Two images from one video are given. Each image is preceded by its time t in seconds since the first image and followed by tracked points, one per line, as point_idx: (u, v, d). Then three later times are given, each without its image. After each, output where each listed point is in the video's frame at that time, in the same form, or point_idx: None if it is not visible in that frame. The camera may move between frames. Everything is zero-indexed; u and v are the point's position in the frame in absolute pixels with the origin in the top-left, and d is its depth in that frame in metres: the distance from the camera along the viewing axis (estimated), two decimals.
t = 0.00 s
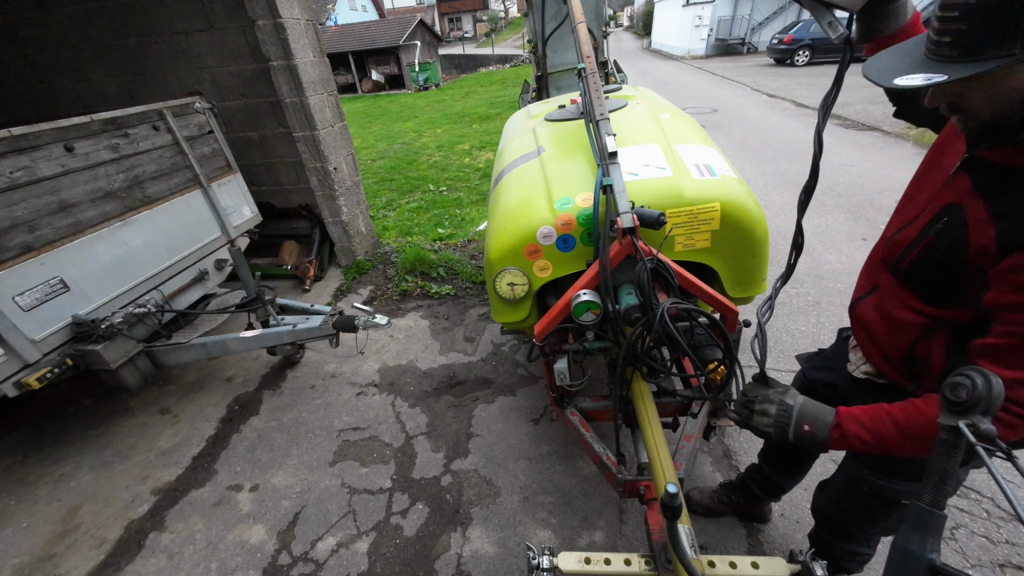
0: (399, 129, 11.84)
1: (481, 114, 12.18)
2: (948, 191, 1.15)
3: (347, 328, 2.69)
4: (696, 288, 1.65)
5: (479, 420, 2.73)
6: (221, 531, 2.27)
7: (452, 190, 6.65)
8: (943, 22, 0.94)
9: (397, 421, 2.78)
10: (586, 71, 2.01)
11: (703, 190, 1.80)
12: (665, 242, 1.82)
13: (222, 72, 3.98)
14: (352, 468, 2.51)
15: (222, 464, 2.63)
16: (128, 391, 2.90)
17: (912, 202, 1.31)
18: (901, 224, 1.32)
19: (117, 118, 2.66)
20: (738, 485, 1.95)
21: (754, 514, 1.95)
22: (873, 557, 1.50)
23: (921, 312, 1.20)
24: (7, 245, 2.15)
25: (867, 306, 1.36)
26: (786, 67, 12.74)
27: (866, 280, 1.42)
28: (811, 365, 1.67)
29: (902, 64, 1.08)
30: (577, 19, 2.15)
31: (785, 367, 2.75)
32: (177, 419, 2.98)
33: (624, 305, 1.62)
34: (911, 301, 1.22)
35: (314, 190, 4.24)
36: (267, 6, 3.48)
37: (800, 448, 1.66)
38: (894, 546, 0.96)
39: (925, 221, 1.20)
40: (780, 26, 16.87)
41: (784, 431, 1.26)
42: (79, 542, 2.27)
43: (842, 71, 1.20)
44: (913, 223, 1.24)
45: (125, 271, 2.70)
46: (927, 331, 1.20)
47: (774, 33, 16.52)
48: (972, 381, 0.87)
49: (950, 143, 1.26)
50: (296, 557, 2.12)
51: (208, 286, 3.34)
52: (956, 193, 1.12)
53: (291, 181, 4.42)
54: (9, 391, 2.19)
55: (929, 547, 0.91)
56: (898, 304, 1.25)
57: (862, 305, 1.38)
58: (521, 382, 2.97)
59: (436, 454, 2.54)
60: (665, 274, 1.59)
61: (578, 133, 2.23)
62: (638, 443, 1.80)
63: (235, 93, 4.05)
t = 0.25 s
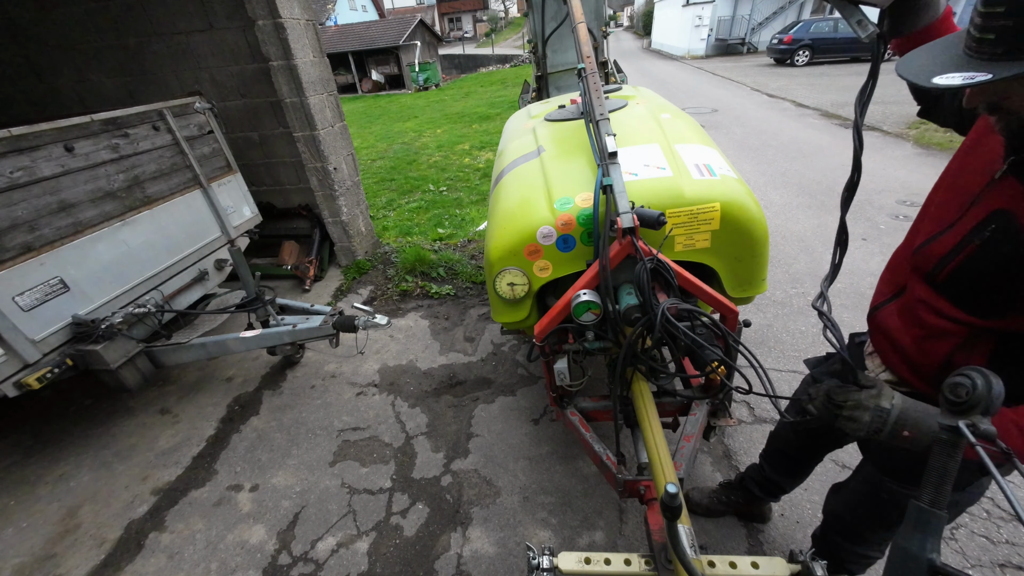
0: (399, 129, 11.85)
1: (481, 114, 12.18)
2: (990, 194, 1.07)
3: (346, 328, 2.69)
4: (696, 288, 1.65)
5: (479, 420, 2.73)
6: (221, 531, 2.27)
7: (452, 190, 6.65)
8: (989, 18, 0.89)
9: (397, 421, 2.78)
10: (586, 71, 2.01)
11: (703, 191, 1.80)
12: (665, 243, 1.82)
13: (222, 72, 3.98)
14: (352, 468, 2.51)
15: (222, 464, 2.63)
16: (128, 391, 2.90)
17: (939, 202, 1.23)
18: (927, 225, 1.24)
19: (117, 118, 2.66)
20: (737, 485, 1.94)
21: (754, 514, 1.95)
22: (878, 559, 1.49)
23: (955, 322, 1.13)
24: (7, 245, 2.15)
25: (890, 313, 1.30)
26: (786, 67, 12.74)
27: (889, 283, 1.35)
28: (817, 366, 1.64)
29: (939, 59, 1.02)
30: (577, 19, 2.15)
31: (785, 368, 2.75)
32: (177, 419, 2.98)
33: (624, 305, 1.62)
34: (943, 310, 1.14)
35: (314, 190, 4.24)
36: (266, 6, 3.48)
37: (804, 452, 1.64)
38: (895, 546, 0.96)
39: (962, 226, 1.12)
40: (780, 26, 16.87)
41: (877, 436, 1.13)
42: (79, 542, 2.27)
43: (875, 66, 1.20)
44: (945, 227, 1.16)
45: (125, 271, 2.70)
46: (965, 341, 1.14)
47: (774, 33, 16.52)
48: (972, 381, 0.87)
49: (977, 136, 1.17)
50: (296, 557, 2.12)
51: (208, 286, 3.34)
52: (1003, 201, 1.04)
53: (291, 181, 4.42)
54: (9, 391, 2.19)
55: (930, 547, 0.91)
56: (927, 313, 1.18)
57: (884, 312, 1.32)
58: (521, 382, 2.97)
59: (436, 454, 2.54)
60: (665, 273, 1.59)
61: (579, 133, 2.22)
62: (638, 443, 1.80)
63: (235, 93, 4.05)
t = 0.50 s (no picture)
0: (399, 129, 11.85)
1: (481, 115, 12.18)
2: None
3: (347, 328, 2.69)
4: (696, 288, 1.65)
5: (479, 420, 2.73)
6: (221, 531, 2.27)
7: (452, 190, 6.65)
8: None
9: (397, 421, 2.78)
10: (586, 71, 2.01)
11: (702, 190, 1.80)
12: (665, 243, 1.82)
13: (222, 72, 3.98)
14: (352, 468, 2.51)
15: (222, 464, 2.63)
16: (128, 390, 2.90)
17: (965, 201, 1.13)
18: (953, 224, 1.16)
19: (117, 118, 2.66)
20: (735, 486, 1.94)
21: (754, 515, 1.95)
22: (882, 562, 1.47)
23: (999, 327, 1.09)
24: (7, 245, 2.15)
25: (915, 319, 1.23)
26: (786, 67, 12.75)
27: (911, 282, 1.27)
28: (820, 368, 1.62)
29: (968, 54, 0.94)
30: (577, 19, 2.15)
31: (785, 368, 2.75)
32: (177, 419, 2.98)
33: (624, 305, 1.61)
34: (984, 317, 1.10)
35: (314, 190, 4.24)
36: (267, 5, 3.48)
37: (808, 454, 1.63)
38: (895, 547, 0.96)
39: (1000, 234, 1.04)
40: (780, 26, 16.87)
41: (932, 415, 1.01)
42: (79, 542, 2.28)
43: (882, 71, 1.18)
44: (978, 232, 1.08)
45: (125, 271, 2.70)
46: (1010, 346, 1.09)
47: (774, 34, 16.53)
48: (971, 381, 0.87)
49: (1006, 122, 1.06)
50: (296, 557, 2.12)
51: (208, 286, 3.34)
52: None
53: (291, 181, 4.43)
54: (9, 391, 2.19)
55: (930, 547, 0.90)
56: (966, 320, 1.13)
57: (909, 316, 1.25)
58: (521, 382, 2.97)
59: (436, 454, 2.54)
60: (665, 273, 1.59)
61: (578, 133, 2.22)
62: (638, 443, 1.80)
63: (235, 93, 4.05)
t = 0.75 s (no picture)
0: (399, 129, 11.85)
1: (481, 115, 12.18)
2: None
3: (346, 328, 2.69)
4: (696, 288, 1.64)
5: (479, 420, 2.73)
6: (221, 531, 2.27)
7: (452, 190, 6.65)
8: None
9: (397, 421, 2.78)
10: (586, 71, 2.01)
11: (702, 190, 1.80)
12: (665, 243, 1.82)
13: (222, 72, 3.98)
14: (352, 468, 2.51)
15: (222, 464, 2.62)
16: (128, 390, 2.90)
17: (987, 201, 1.13)
18: (976, 224, 1.15)
19: (117, 118, 2.66)
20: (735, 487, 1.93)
21: (756, 516, 1.95)
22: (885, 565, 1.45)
23: None
24: (7, 245, 2.15)
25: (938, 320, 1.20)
26: (787, 67, 12.74)
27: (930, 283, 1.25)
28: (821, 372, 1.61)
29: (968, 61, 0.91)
30: (577, 19, 2.15)
31: (785, 368, 2.75)
32: (177, 419, 2.98)
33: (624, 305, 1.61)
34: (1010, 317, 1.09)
35: (314, 190, 4.24)
36: (266, 6, 3.48)
37: (810, 457, 1.61)
38: (895, 546, 0.95)
39: None
40: (780, 26, 16.87)
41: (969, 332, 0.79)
42: (79, 542, 2.28)
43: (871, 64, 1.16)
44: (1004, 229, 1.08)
45: (125, 271, 2.70)
46: None
47: (775, 34, 16.52)
48: (972, 382, 0.87)
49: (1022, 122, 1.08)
50: (296, 557, 2.12)
51: (208, 286, 3.34)
52: None
53: (291, 181, 4.43)
54: (9, 391, 2.19)
55: (930, 547, 0.90)
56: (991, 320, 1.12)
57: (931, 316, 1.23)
58: (521, 382, 2.97)
59: (436, 454, 2.54)
60: (665, 273, 1.58)
61: (579, 133, 2.22)
62: (638, 443, 1.80)
63: (235, 93, 4.05)
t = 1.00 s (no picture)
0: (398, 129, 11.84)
1: (481, 114, 12.18)
2: None
3: (346, 328, 2.69)
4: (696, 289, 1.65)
5: (479, 420, 2.73)
6: (221, 531, 2.27)
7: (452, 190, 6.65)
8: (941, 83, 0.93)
9: (397, 421, 2.78)
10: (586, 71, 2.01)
11: (702, 191, 1.80)
12: (665, 243, 1.82)
13: (222, 72, 3.98)
14: (352, 469, 2.51)
15: (221, 465, 2.63)
16: (128, 391, 2.90)
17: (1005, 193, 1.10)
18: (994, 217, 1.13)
19: (117, 118, 2.66)
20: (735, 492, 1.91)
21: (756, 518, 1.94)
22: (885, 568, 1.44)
23: None
24: (7, 245, 2.15)
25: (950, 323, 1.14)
26: (786, 68, 12.74)
27: (936, 289, 1.20)
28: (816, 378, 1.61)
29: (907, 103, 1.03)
30: (577, 19, 2.15)
31: (785, 368, 2.75)
32: (177, 419, 2.98)
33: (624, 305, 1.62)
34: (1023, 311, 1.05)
35: (314, 190, 4.24)
36: (267, 5, 3.48)
37: (809, 459, 1.61)
38: (895, 547, 0.95)
39: None
40: (780, 26, 16.85)
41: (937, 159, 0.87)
42: (79, 542, 2.28)
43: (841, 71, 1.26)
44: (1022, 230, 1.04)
45: (125, 271, 2.70)
46: None
47: (775, 34, 16.51)
48: (971, 381, 0.87)
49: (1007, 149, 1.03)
50: (296, 557, 2.12)
51: (208, 286, 3.34)
52: None
53: (291, 181, 4.43)
54: (9, 391, 2.19)
55: (929, 548, 0.90)
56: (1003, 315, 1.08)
57: (940, 321, 1.16)
58: (521, 382, 2.97)
59: (436, 454, 2.54)
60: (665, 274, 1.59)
61: (579, 133, 2.22)
62: (638, 443, 1.80)
63: (235, 93, 4.05)
